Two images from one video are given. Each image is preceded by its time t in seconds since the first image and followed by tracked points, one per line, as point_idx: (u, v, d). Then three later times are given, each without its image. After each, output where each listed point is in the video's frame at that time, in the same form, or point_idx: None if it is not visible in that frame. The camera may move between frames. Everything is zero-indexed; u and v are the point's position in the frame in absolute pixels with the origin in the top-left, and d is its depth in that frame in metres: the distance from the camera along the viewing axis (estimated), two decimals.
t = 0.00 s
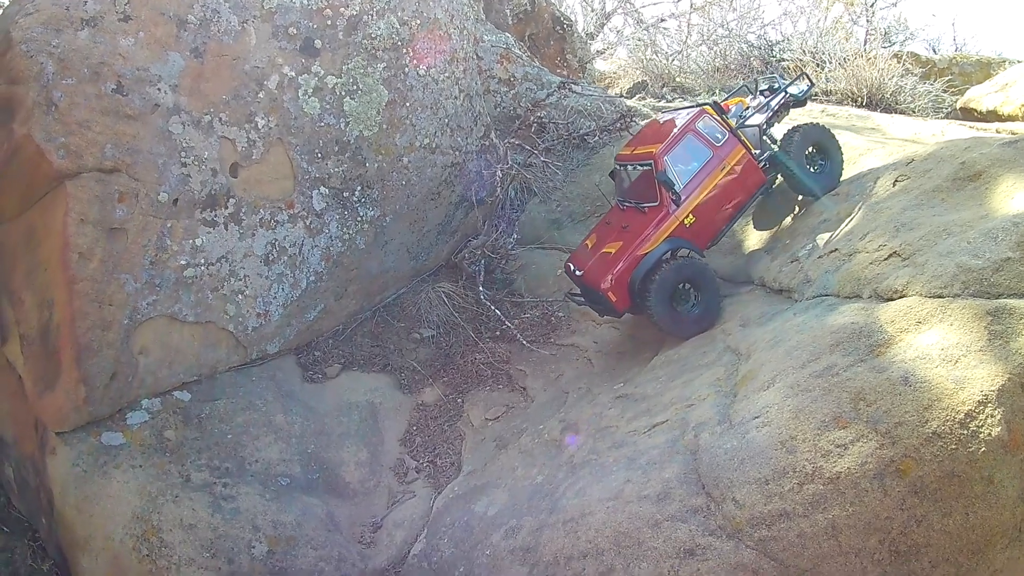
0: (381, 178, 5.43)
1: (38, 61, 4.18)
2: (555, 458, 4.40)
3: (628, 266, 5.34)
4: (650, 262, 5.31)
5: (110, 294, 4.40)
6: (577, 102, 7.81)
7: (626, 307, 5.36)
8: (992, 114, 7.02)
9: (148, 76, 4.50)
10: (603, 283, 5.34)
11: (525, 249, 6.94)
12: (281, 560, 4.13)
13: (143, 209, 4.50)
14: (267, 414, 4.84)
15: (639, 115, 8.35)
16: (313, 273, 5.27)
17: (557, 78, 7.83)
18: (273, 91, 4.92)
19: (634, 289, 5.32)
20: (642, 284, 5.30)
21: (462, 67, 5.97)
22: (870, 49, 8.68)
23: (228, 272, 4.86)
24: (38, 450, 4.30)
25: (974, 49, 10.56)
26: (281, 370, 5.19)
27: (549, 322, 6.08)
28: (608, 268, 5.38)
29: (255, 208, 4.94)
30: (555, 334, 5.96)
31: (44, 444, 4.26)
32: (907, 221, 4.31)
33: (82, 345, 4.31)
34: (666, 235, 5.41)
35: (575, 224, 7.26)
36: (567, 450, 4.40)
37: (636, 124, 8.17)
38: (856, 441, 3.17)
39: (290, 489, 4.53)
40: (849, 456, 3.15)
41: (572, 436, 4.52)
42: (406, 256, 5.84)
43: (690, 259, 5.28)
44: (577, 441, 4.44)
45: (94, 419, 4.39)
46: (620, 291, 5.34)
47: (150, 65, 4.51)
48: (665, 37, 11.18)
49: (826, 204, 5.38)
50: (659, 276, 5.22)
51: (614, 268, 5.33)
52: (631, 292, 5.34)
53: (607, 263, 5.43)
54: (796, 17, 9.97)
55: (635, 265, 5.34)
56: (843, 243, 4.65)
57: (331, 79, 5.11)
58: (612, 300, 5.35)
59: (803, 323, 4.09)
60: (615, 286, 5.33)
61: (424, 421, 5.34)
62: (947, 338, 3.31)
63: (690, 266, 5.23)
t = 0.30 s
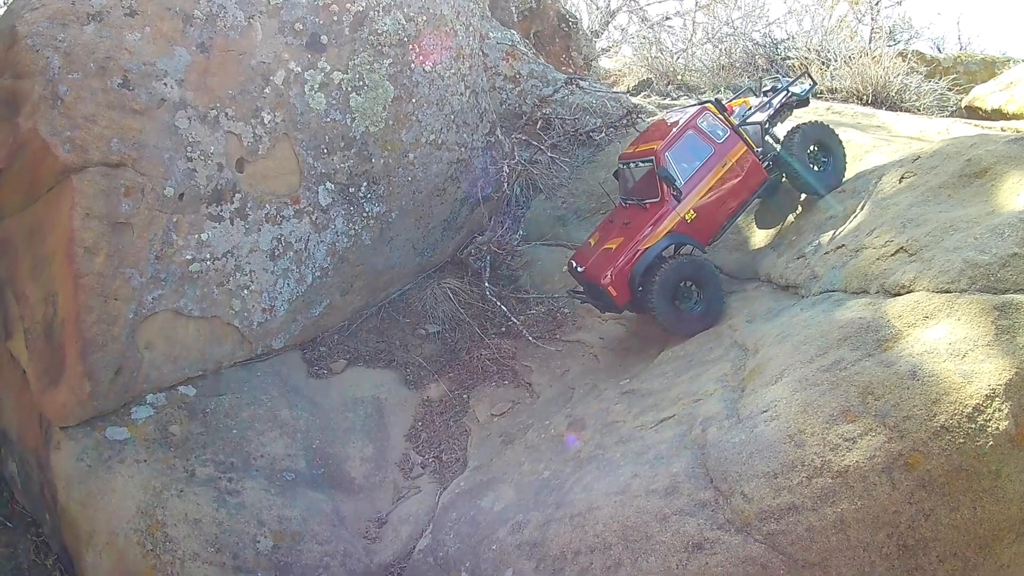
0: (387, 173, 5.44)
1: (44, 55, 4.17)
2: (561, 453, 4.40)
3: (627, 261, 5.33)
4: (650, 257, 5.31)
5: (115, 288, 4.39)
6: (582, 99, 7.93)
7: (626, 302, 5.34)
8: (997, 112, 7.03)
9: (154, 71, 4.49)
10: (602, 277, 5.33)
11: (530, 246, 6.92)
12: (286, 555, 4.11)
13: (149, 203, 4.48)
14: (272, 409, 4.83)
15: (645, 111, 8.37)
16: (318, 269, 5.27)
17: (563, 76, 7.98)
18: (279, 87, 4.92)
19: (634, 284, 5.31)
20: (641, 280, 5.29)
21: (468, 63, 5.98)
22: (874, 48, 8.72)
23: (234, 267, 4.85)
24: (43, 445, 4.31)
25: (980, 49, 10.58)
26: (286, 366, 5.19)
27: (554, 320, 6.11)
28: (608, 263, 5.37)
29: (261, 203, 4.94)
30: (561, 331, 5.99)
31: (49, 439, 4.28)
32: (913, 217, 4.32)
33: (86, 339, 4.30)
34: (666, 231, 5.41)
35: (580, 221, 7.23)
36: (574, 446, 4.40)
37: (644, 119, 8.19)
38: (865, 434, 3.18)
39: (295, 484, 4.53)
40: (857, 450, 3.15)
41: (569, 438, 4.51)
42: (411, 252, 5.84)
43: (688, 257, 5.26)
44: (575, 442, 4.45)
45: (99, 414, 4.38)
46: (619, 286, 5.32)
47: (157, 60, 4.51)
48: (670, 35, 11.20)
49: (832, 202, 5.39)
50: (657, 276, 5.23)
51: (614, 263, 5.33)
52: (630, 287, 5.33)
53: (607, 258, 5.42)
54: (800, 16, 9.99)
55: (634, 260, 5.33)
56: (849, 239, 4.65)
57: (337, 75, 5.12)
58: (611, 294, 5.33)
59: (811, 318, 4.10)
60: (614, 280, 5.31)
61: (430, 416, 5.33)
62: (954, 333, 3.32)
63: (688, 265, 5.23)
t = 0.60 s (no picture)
0: (393, 170, 5.45)
1: (50, 51, 4.19)
2: (568, 447, 4.43)
3: (626, 260, 5.36)
4: (649, 256, 5.33)
5: (122, 283, 4.39)
6: (587, 97, 7.89)
7: (624, 301, 5.36)
8: (1002, 110, 7.05)
9: (161, 67, 4.50)
10: (601, 275, 5.36)
11: (535, 242, 6.94)
12: (292, 550, 4.13)
13: (155, 199, 4.49)
14: (279, 404, 4.84)
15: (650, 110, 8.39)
16: (324, 264, 5.28)
17: (567, 73, 7.92)
18: (286, 83, 4.94)
19: (632, 282, 5.33)
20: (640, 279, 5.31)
21: (474, 60, 6.00)
22: (879, 47, 8.76)
23: (240, 262, 4.86)
24: (47, 438, 4.33)
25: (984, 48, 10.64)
26: (292, 361, 5.20)
27: (559, 316, 6.14)
28: (607, 262, 5.40)
29: (267, 199, 4.95)
30: (567, 327, 6.02)
31: (54, 432, 4.29)
32: (919, 214, 4.35)
33: (92, 334, 4.30)
34: (665, 230, 5.43)
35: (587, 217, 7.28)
36: (579, 441, 4.42)
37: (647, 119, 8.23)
38: (871, 429, 3.20)
39: (301, 478, 4.55)
40: (864, 444, 3.17)
41: (569, 439, 4.51)
42: (417, 248, 5.85)
43: (684, 258, 5.28)
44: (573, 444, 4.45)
45: (104, 409, 4.38)
46: (618, 284, 5.35)
47: (163, 56, 4.52)
48: (674, 33, 11.25)
49: (836, 200, 5.41)
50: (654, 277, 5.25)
51: (613, 261, 5.35)
52: (629, 286, 5.35)
53: (606, 257, 5.45)
54: (805, 15, 10.03)
55: (633, 259, 5.36)
56: (854, 237, 4.68)
57: (343, 71, 5.13)
58: (610, 293, 5.36)
59: (817, 314, 4.13)
60: (613, 279, 5.34)
61: (436, 412, 5.35)
62: (959, 329, 3.34)
63: (684, 264, 5.25)
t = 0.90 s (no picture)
0: (397, 167, 5.46)
1: (55, 49, 4.20)
2: (571, 444, 4.45)
3: (617, 263, 5.39)
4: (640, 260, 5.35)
5: (125, 280, 4.41)
6: (590, 95, 7.87)
7: (615, 305, 5.40)
8: (1004, 110, 7.06)
9: (165, 64, 4.52)
10: (592, 279, 5.40)
11: (538, 240, 6.98)
12: (295, 546, 4.15)
13: (159, 196, 4.50)
14: (283, 401, 4.86)
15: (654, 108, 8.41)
16: (328, 262, 5.29)
17: (570, 71, 7.89)
18: (289, 80, 4.95)
19: (623, 286, 5.36)
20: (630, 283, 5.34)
21: (478, 58, 6.01)
22: (882, 46, 8.79)
23: (243, 260, 4.87)
24: (51, 435, 4.35)
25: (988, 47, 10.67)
26: (296, 358, 5.21)
27: (562, 314, 6.20)
28: (598, 265, 5.43)
29: (271, 196, 4.96)
30: (570, 325, 6.08)
31: (57, 429, 4.32)
32: (921, 213, 4.36)
33: (96, 331, 4.32)
34: (656, 233, 5.45)
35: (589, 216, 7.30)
36: (582, 438, 4.44)
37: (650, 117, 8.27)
38: (873, 425, 3.21)
39: (305, 475, 4.56)
40: (865, 440, 3.18)
41: (569, 439, 4.52)
42: (420, 246, 5.86)
43: (670, 264, 5.29)
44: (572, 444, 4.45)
45: (108, 405, 4.40)
46: (608, 288, 5.38)
47: (167, 54, 4.53)
48: (678, 32, 11.26)
49: (838, 198, 5.43)
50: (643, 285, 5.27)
51: (604, 265, 5.39)
52: (620, 289, 5.38)
53: (597, 260, 5.48)
54: (809, 14, 10.05)
55: (624, 263, 5.39)
56: (857, 235, 4.69)
57: (347, 69, 5.15)
58: (601, 296, 5.39)
59: (819, 311, 4.15)
60: (604, 282, 5.38)
61: (439, 410, 5.36)
62: (961, 326, 3.35)
63: (674, 269, 5.27)
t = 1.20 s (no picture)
0: (402, 169, 5.48)
1: (60, 50, 4.21)
2: (576, 445, 4.48)
3: (594, 284, 5.39)
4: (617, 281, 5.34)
5: (131, 282, 4.42)
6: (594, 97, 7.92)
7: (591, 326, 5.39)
8: (1006, 111, 7.09)
9: (171, 66, 4.53)
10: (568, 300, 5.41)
11: (543, 242, 7.00)
12: (301, 546, 4.17)
13: (165, 197, 4.52)
14: (288, 402, 4.88)
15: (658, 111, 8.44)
16: (333, 263, 5.31)
17: (574, 73, 7.98)
18: (295, 82, 4.97)
19: (600, 306, 5.36)
20: (607, 304, 5.33)
21: (482, 59, 6.04)
22: (885, 47, 8.85)
23: (249, 261, 4.89)
24: (57, 436, 4.38)
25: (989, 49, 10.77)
26: (301, 359, 5.23)
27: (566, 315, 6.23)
28: (575, 286, 5.44)
29: (277, 197, 4.98)
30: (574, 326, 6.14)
31: (64, 429, 4.34)
32: (923, 215, 4.39)
33: (102, 332, 4.34)
34: (633, 254, 5.44)
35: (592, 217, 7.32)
36: (587, 439, 4.47)
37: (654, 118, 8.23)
38: (876, 426, 3.24)
39: (311, 475, 4.58)
40: (868, 441, 3.22)
41: (569, 438, 4.58)
42: (425, 247, 5.88)
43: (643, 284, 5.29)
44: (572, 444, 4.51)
45: (114, 406, 4.41)
46: (585, 308, 5.38)
47: (172, 55, 4.55)
48: (680, 33, 11.29)
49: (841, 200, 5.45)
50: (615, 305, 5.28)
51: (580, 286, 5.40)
52: (597, 310, 5.37)
53: (575, 281, 5.49)
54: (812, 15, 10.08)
55: (601, 284, 5.38)
56: (860, 237, 4.73)
57: (352, 71, 5.18)
58: (577, 316, 5.40)
59: (823, 312, 4.18)
60: (580, 303, 5.38)
61: (443, 411, 5.39)
62: (963, 328, 3.37)
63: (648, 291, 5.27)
